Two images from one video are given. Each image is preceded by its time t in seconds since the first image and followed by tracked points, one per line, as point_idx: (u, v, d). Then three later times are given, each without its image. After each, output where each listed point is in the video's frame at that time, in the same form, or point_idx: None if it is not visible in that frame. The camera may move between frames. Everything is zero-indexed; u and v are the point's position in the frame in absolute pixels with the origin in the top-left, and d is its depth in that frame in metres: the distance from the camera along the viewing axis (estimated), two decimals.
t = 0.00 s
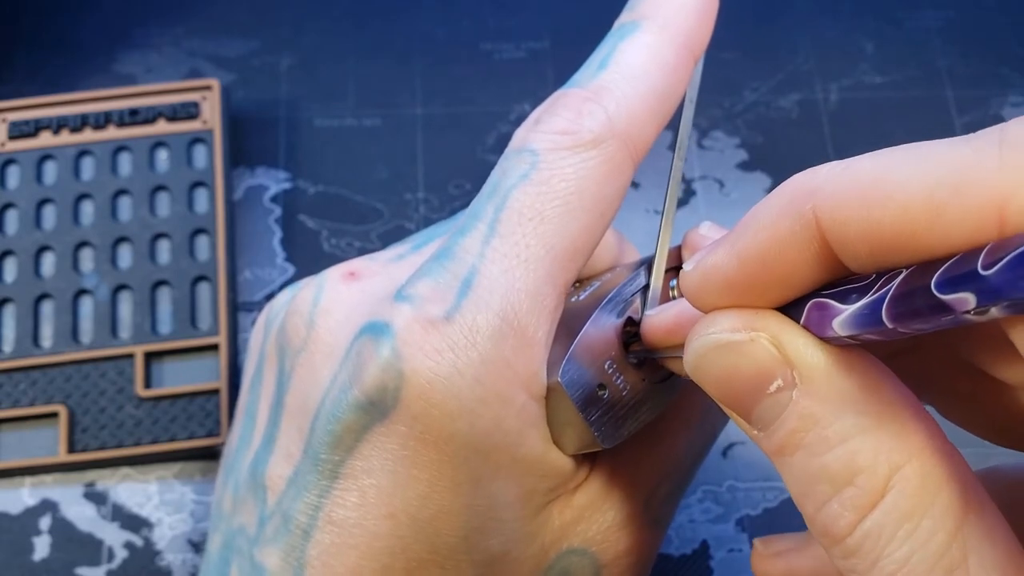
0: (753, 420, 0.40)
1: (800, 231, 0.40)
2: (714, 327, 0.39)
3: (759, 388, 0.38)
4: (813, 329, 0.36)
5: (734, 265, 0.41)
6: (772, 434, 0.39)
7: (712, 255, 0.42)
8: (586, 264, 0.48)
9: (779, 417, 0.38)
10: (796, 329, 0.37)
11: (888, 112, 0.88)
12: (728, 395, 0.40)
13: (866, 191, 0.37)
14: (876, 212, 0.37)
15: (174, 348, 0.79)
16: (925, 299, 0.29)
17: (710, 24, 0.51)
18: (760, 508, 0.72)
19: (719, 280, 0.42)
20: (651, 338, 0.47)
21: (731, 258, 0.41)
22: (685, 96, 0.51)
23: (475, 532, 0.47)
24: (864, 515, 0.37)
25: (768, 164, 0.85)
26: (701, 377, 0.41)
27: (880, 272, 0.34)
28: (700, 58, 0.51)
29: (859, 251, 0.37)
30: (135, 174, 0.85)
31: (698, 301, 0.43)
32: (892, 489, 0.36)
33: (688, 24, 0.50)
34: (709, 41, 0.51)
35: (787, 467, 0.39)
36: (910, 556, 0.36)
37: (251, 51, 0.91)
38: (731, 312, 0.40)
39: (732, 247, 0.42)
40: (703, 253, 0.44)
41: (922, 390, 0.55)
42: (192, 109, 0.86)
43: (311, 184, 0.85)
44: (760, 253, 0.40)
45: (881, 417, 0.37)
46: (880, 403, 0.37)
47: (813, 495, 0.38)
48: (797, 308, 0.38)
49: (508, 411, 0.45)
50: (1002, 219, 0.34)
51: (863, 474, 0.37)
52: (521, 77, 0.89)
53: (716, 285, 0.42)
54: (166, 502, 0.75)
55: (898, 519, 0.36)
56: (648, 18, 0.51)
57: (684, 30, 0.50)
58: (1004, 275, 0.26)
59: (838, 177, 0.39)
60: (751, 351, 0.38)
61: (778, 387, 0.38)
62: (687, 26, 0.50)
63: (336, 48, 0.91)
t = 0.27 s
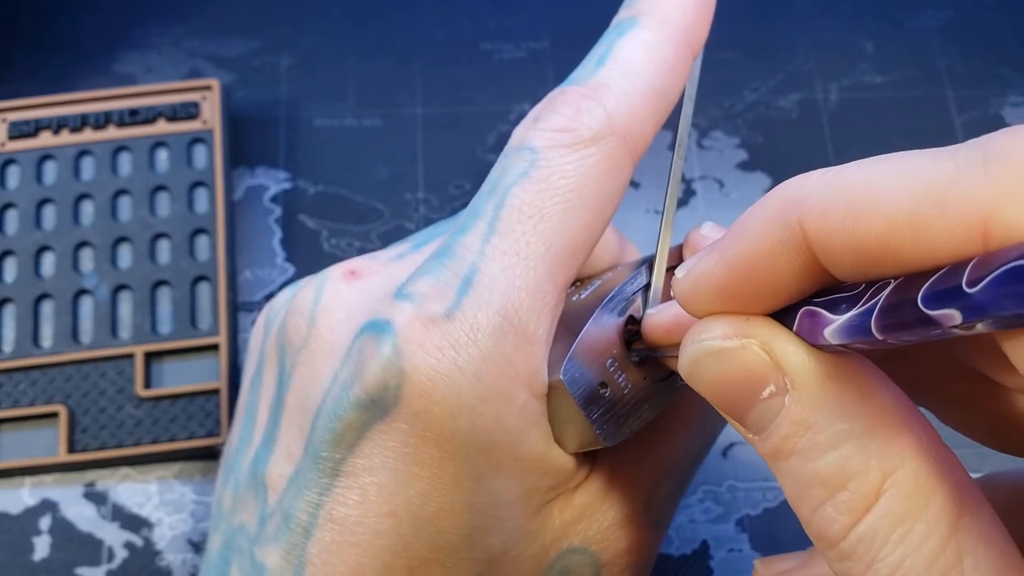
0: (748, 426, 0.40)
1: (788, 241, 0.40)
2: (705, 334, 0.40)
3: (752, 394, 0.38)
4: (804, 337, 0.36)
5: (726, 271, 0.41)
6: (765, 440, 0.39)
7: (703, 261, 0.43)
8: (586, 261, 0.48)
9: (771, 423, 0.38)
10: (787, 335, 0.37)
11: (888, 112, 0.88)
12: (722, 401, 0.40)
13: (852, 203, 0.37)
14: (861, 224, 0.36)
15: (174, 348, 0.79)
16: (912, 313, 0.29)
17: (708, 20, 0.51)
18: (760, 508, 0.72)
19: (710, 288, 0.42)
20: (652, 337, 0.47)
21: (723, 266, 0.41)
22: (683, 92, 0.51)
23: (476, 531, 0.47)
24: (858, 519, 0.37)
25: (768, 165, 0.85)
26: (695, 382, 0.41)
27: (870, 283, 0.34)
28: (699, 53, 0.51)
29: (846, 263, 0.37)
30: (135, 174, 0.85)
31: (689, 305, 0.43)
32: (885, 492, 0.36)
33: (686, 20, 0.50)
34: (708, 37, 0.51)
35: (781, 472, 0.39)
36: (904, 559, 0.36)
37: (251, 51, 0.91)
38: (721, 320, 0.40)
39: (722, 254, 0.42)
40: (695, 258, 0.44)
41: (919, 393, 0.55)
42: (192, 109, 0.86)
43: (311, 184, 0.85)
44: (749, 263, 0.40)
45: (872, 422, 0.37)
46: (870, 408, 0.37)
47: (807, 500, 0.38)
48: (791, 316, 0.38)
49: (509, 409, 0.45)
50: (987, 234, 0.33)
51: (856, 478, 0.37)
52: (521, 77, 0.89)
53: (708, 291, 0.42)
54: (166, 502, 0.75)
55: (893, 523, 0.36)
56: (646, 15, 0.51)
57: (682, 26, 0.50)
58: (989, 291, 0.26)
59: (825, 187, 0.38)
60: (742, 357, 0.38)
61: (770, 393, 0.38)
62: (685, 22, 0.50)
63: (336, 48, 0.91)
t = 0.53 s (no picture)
0: (755, 423, 0.39)
1: (801, 234, 0.41)
2: (713, 329, 0.39)
3: (761, 390, 0.38)
4: (814, 331, 0.36)
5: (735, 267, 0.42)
6: (772, 437, 0.39)
7: (712, 258, 0.43)
8: (587, 265, 0.48)
9: (780, 419, 0.38)
10: (796, 330, 0.37)
11: (888, 112, 0.88)
12: (728, 398, 0.40)
13: (866, 194, 0.38)
14: (875, 214, 0.38)
15: (174, 348, 0.79)
16: (927, 300, 0.29)
17: (711, 24, 0.51)
18: (760, 508, 0.72)
19: (720, 285, 0.42)
20: (652, 341, 0.47)
21: (733, 262, 0.42)
22: (685, 96, 0.51)
23: (476, 534, 0.47)
24: (867, 516, 0.37)
25: (768, 165, 0.85)
26: (701, 379, 0.40)
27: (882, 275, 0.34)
28: (701, 58, 0.51)
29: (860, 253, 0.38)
30: (135, 174, 0.85)
31: (697, 304, 0.43)
32: (896, 490, 0.36)
33: (690, 24, 0.50)
34: (710, 42, 0.51)
35: (789, 470, 0.39)
36: (915, 557, 0.36)
37: (251, 51, 0.91)
38: (729, 315, 0.40)
39: (731, 251, 0.42)
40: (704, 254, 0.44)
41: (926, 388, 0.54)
42: (192, 109, 0.86)
43: (311, 184, 0.85)
44: (760, 258, 0.41)
45: (883, 420, 0.37)
46: (881, 406, 0.37)
47: (815, 498, 0.38)
48: (799, 311, 0.38)
49: (510, 413, 0.45)
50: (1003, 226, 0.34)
51: (865, 476, 0.37)
52: (521, 77, 0.89)
53: (717, 289, 0.42)
54: (166, 502, 0.75)
55: (903, 521, 0.36)
56: (649, 19, 0.51)
57: (685, 31, 0.50)
58: (1006, 274, 0.26)
59: (840, 181, 0.39)
60: (752, 352, 0.38)
61: (779, 389, 0.37)
62: (688, 26, 0.50)
63: (336, 49, 0.91)
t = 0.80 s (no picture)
0: (767, 413, 0.39)
1: (818, 221, 0.42)
2: (726, 321, 0.39)
3: (775, 380, 0.38)
4: (828, 320, 0.37)
5: (753, 254, 0.43)
6: (786, 429, 0.39)
7: (726, 248, 0.44)
8: (586, 265, 0.48)
9: (794, 409, 0.38)
10: (809, 318, 0.38)
11: (888, 112, 0.88)
12: (741, 391, 0.39)
13: (884, 182, 0.40)
14: (894, 201, 0.39)
15: (174, 348, 0.79)
16: (946, 285, 0.30)
17: (710, 25, 0.51)
18: (760, 508, 0.72)
19: (735, 273, 0.43)
20: (652, 340, 0.47)
21: (749, 250, 0.43)
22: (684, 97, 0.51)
23: (476, 535, 0.47)
24: (885, 504, 0.37)
25: (768, 165, 0.85)
26: (711, 370, 0.40)
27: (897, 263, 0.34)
28: (701, 59, 0.51)
29: (878, 239, 0.40)
30: (135, 174, 0.85)
31: (709, 297, 0.44)
32: (912, 476, 0.36)
33: (689, 25, 0.50)
34: (710, 42, 0.51)
35: (802, 461, 0.39)
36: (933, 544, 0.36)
37: (251, 51, 0.91)
38: (745, 305, 0.40)
39: (746, 241, 0.43)
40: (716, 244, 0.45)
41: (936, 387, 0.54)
42: (192, 109, 0.86)
43: (311, 184, 0.85)
44: (777, 245, 0.42)
45: (900, 406, 0.37)
46: (898, 392, 0.37)
47: (831, 487, 0.38)
48: (810, 301, 0.39)
49: (509, 413, 0.45)
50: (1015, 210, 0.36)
51: (882, 462, 0.37)
52: (521, 77, 0.89)
53: (732, 277, 0.43)
54: (166, 502, 0.75)
55: (920, 507, 0.36)
56: (649, 19, 0.51)
57: (685, 31, 0.50)
58: None
59: (856, 170, 0.41)
60: (766, 343, 0.38)
61: (794, 378, 0.38)
62: (687, 26, 0.50)
63: (336, 48, 0.91)
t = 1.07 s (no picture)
0: (779, 405, 0.39)
1: (830, 211, 0.42)
2: (738, 312, 0.39)
3: (789, 370, 0.38)
4: (839, 311, 0.38)
5: (763, 245, 0.43)
6: (799, 420, 0.38)
7: (737, 240, 0.44)
8: (587, 266, 0.48)
9: (808, 400, 0.38)
10: (822, 310, 0.38)
11: (888, 112, 0.88)
12: (753, 383, 0.39)
13: (896, 171, 0.40)
14: (906, 191, 0.39)
15: (174, 348, 0.79)
16: (960, 270, 0.30)
17: (712, 27, 0.51)
18: (760, 508, 0.72)
19: (743, 265, 0.43)
20: (654, 339, 0.47)
21: (758, 242, 0.43)
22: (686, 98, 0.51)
23: (476, 535, 0.47)
24: (901, 492, 0.37)
25: (768, 164, 0.85)
26: (723, 362, 0.40)
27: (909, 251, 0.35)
28: (703, 60, 0.51)
29: (890, 229, 0.40)
30: (135, 174, 0.85)
31: (715, 293, 0.45)
32: (928, 464, 0.36)
33: (691, 26, 0.50)
34: (712, 44, 0.51)
35: (816, 452, 0.39)
36: (950, 532, 0.36)
37: (251, 51, 0.91)
38: (755, 298, 0.40)
39: (757, 232, 0.44)
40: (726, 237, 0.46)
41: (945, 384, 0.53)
42: (192, 109, 0.86)
43: (311, 184, 0.85)
44: (788, 236, 0.42)
45: (917, 394, 0.37)
46: (913, 381, 0.37)
47: (846, 477, 0.38)
48: (821, 292, 0.39)
49: (509, 414, 0.45)
50: None
51: (898, 450, 0.37)
52: (521, 77, 0.89)
53: (739, 270, 0.44)
54: (166, 502, 0.75)
55: (936, 495, 0.36)
56: (651, 21, 0.51)
57: (687, 32, 0.50)
58: None
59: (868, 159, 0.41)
60: (780, 332, 0.38)
61: (808, 368, 0.37)
62: (689, 27, 0.50)
63: (336, 49, 0.91)
